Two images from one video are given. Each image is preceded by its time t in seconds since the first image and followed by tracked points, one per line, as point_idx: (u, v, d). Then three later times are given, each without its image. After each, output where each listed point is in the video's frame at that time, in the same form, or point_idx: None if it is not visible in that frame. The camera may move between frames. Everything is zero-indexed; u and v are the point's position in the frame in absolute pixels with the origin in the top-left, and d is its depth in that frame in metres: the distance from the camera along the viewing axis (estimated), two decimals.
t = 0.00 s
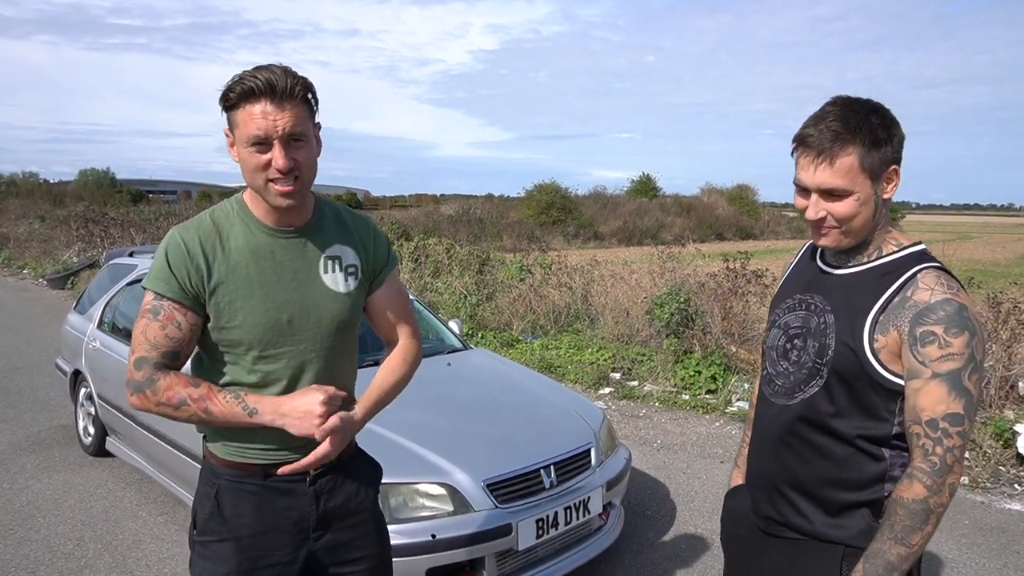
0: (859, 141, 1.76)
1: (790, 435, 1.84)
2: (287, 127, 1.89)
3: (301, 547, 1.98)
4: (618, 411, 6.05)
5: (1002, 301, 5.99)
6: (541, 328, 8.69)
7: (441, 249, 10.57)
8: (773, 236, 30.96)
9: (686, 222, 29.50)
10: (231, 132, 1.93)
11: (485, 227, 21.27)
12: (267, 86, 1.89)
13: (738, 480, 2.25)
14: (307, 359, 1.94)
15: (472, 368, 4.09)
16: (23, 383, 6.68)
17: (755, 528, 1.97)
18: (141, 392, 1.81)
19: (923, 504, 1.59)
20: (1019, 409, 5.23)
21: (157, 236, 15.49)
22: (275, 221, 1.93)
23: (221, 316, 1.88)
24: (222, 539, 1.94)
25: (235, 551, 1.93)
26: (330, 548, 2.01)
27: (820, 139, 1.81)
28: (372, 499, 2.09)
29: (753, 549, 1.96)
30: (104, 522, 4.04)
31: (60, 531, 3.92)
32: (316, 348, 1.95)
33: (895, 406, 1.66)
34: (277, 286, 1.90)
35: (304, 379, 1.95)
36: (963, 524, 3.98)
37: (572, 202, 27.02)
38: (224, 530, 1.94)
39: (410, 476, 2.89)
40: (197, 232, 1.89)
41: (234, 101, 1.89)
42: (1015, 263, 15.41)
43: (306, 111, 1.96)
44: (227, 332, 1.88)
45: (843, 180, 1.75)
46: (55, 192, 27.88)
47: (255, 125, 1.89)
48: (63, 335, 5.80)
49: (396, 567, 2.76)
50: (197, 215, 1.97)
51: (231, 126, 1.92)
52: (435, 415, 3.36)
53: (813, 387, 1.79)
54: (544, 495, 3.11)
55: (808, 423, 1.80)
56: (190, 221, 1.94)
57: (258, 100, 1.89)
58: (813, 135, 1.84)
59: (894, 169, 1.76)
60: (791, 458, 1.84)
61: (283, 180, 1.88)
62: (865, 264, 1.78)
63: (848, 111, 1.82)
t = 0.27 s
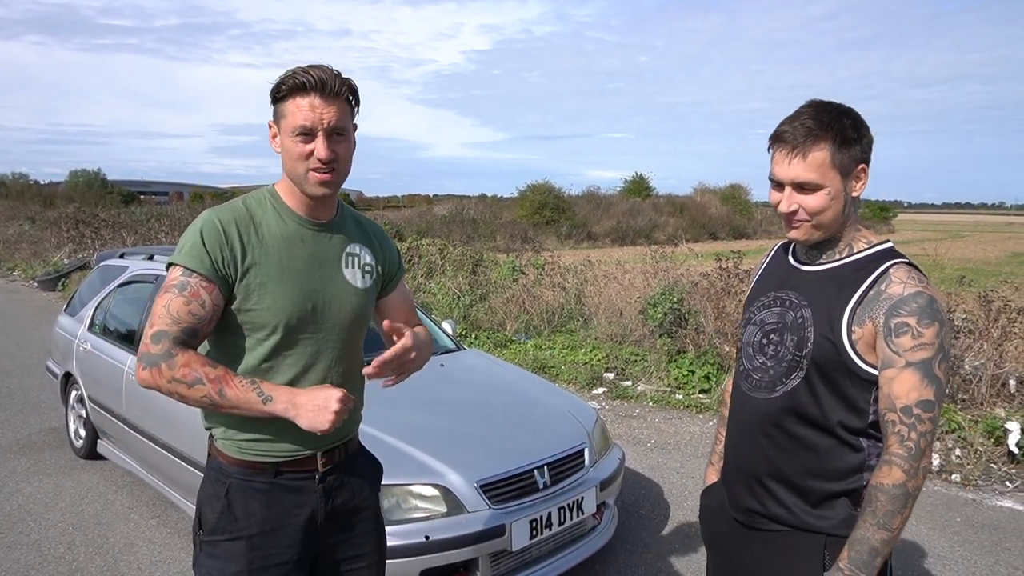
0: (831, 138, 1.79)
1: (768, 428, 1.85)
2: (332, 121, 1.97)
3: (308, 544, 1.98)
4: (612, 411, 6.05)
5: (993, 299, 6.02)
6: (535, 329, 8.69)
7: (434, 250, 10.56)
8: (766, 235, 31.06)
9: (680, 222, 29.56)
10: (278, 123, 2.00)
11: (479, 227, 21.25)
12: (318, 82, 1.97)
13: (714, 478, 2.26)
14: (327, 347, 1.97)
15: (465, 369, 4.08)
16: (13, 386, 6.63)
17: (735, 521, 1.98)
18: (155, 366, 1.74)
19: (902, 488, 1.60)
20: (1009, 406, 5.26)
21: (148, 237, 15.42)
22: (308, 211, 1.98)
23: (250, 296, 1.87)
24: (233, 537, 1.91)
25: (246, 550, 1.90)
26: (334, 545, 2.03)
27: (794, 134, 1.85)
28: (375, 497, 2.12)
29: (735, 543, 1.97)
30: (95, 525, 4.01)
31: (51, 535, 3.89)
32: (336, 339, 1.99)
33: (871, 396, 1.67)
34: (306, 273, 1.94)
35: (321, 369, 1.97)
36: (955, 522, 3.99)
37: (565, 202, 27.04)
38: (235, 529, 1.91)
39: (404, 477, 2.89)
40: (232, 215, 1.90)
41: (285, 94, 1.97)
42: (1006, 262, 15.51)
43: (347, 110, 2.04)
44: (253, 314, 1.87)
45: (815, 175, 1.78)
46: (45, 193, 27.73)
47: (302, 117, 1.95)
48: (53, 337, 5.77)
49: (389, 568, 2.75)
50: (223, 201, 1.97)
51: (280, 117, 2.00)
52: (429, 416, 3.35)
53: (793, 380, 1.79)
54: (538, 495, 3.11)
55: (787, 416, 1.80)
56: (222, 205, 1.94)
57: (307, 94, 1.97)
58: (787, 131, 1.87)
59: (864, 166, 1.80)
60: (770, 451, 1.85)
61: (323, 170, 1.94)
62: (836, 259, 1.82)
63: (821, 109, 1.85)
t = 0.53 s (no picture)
0: (798, 142, 1.81)
1: (758, 424, 1.86)
2: (350, 125, 1.96)
3: (305, 542, 1.97)
4: (608, 411, 6.06)
5: (987, 298, 6.05)
6: (531, 329, 8.69)
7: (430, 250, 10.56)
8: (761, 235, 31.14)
9: (675, 221, 29.60)
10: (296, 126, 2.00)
11: (475, 227, 21.25)
12: (339, 88, 1.98)
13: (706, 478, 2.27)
14: (330, 347, 1.97)
15: (460, 369, 4.09)
16: (7, 388, 6.61)
17: (727, 519, 1.98)
18: (169, 354, 1.72)
19: (884, 478, 1.60)
20: (1003, 405, 5.28)
21: (143, 238, 15.39)
22: (320, 210, 1.99)
23: (262, 290, 1.85)
24: (231, 535, 1.89)
25: (244, 547, 1.89)
26: (330, 543, 2.03)
27: (763, 141, 1.87)
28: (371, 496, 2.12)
29: (728, 541, 1.98)
30: (90, 527, 4.00)
31: (45, 538, 3.88)
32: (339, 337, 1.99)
33: (855, 388, 1.68)
34: (316, 272, 1.94)
35: (323, 366, 1.97)
36: (949, 520, 4.01)
37: (561, 203, 27.06)
38: (233, 527, 1.90)
39: (399, 478, 2.88)
40: (248, 207, 1.89)
41: (305, 97, 1.98)
42: (999, 261, 15.59)
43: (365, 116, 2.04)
44: (263, 306, 1.85)
45: (787, 179, 1.80)
46: (39, 194, 27.62)
47: (321, 119, 1.95)
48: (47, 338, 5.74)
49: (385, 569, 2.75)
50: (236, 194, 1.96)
51: (298, 119, 2.00)
52: (424, 417, 3.35)
53: (779, 375, 1.79)
54: (534, 495, 3.11)
55: (774, 412, 1.81)
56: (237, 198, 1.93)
57: (327, 98, 1.97)
58: (757, 138, 1.89)
59: (835, 167, 1.81)
60: (759, 448, 1.86)
61: (336, 172, 1.94)
62: (817, 258, 1.82)
63: (787, 114, 1.88)
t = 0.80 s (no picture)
0: (782, 141, 1.82)
1: (750, 423, 1.86)
2: (356, 137, 1.96)
3: (294, 541, 1.97)
4: (604, 410, 6.05)
5: (981, 297, 6.07)
6: (527, 328, 8.69)
7: (426, 250, 10.55)
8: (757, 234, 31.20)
9: (672, 221, 29.62)
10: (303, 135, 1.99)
11: (471, 227, 21.23)
12: (347, 99, 1.96)
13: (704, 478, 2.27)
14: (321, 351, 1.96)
15: (457, 368, 4.08)
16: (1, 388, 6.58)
17: (722, 518, 1.99)
18: (168, 358, 1.72)
19: (869, 475, 1.60)
20: (998, 404, 5.29)
21: (138, 238, 15.35)
22: (323, 218, 1.98)
23: (257, 291, 1.85)
24: (217, 532, 1.89)
25: (231, 544, 1.88)
26: (321, 544, 2.02)
27: (748, 141, 1.88)
28: (363, 498, 2.11)
29: (723, 540, 1.98)
30: (84, 528, 3.98)
31: (39, 539, 3.86)
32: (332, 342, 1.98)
33: (844, 385, 1.68)
34: (312, 274, 1.93)
35: (314, 370, 1.95)
36: (944, 519, 4.02)
37: (558, 202, 27.06)
38: (219, 524, 1.89)
39: (396, 478, 2.88)
40: (247, 209, 1.89)
41: (312, 107, 1.97)
42: (994, 260, 15.65)
43: (373, 128, 2.03)
44: (256, 307, 1.85)
45: (772, 177, 1.81)
46: (34, 194, 27.53)
47: (327, 130, 1.95)
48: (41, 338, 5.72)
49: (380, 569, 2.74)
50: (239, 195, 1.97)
51: (306, 129, 1.99)
52: (422, 417, 3.34)
53: (770, 372, 1.80)
54: (530, 495, 3.10)
55: (765, 411, 1.81)
56: (237, 199, 1.93)
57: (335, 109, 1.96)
58: (743, 138, 1.91)
59: (821, 164, 1.81)
60: (751, 447, 1.86)
61: (340, 182, 1.93)
62: (810, 255, 1.82)
63: (773, 113, 1.89)
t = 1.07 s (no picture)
0: (780, 139, 1.82)
1: (748, 422, 1.86)
2: (339, 128, 1.95)
3: (286, 542, 1.96)
4: (603, 409, 6.06)
5: (979, 295, 6.08)
6: (526, 327, 8.70)
7: (425, 249, 10.54)
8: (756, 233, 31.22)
9: (670, 220, 29.62)
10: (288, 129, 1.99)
11: (469, 226, 21.23)
12: (329, 91, 1.96)
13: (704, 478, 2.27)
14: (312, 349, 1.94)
15: (456, 368, 4.08)
16: None
17: (721, 518, 1.99)
18: (151, 354, 1.79)
19: (866, 476, 1.60)
20: (995, 402, 5.31)
21: (136, 238, 15.34)
22: (314, 215, 1.98)
23: (242, 290, 1.86)
24: (206, 530, 1.90)
25: (219, 542, 1.89)
26: (313, 546, 2.00)
27: (746, 138, 1.88)
28: (358, 501, 2.09)
29: (721, 539, 1.98)
30: (82, 528, 3.98)
31: (37, 539, 3.86)
32: (325, 341, 1.96)
33: (842, 385, 1.67)
34: (300, 273, 1.92)
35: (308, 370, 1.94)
36: (942, 517, 4.02)
37: (556, 201, 27.06)
38: (208, 522, 1.90)
39: (394, 477, 2.88)
40: (235, 209, 1.91)
41: (296, 100, 1.97)
42: (991, 258, 15.68)
43: (358, 119, 2.02)
44: (243, 307, 1.86)
45: (770, 175, 1.81)
46: (31, 194, 27.47)
47: (310, 124, 1.94)
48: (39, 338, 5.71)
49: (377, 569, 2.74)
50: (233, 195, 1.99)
51: (290, 124, 1.99)
52: (420, 416, 3.33)
53: (767, 372, 1.80)
54: (528, 494, 3.10)
55: (762, 410, 1.81)
56: (229, 200, 1.96)
57: (317, 102, 1.96)
58: (741, 135, 1.91)
59: (820, 162, 1.81)
60: (750, 446, 1.86)
61: (327, 175, 1.93)
62: (808, 254, 1.82)
63: (772, 110, 1.89)
